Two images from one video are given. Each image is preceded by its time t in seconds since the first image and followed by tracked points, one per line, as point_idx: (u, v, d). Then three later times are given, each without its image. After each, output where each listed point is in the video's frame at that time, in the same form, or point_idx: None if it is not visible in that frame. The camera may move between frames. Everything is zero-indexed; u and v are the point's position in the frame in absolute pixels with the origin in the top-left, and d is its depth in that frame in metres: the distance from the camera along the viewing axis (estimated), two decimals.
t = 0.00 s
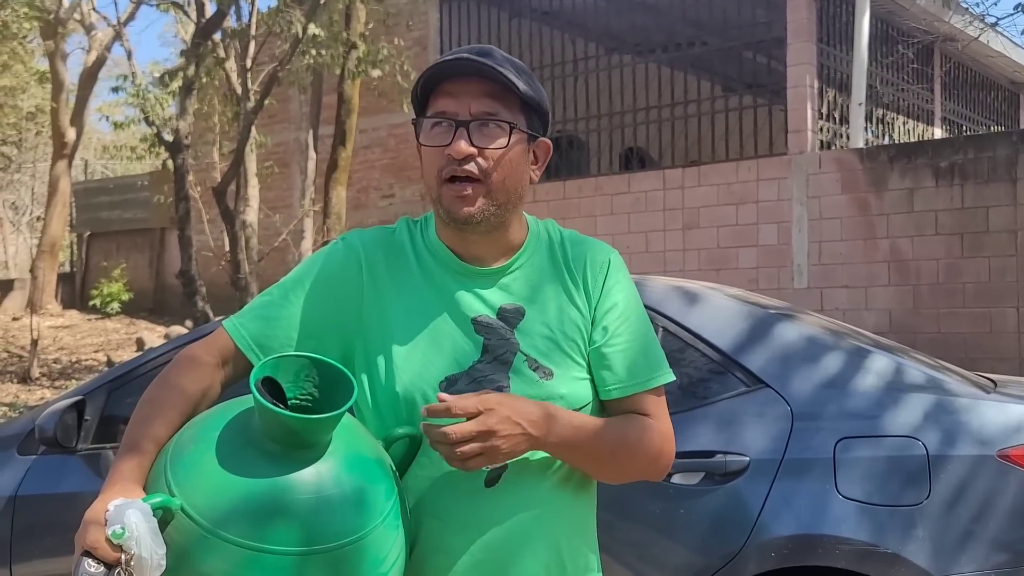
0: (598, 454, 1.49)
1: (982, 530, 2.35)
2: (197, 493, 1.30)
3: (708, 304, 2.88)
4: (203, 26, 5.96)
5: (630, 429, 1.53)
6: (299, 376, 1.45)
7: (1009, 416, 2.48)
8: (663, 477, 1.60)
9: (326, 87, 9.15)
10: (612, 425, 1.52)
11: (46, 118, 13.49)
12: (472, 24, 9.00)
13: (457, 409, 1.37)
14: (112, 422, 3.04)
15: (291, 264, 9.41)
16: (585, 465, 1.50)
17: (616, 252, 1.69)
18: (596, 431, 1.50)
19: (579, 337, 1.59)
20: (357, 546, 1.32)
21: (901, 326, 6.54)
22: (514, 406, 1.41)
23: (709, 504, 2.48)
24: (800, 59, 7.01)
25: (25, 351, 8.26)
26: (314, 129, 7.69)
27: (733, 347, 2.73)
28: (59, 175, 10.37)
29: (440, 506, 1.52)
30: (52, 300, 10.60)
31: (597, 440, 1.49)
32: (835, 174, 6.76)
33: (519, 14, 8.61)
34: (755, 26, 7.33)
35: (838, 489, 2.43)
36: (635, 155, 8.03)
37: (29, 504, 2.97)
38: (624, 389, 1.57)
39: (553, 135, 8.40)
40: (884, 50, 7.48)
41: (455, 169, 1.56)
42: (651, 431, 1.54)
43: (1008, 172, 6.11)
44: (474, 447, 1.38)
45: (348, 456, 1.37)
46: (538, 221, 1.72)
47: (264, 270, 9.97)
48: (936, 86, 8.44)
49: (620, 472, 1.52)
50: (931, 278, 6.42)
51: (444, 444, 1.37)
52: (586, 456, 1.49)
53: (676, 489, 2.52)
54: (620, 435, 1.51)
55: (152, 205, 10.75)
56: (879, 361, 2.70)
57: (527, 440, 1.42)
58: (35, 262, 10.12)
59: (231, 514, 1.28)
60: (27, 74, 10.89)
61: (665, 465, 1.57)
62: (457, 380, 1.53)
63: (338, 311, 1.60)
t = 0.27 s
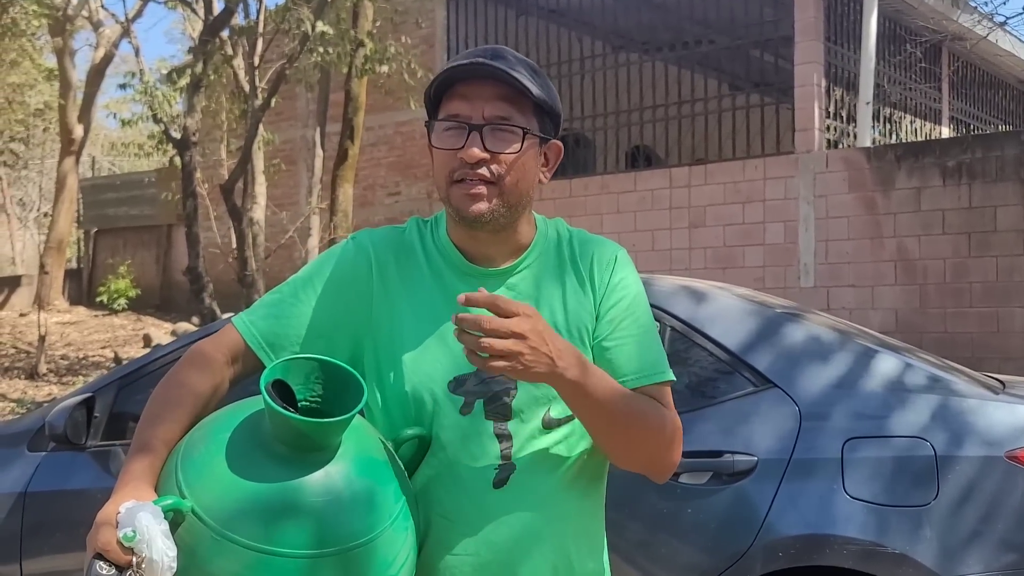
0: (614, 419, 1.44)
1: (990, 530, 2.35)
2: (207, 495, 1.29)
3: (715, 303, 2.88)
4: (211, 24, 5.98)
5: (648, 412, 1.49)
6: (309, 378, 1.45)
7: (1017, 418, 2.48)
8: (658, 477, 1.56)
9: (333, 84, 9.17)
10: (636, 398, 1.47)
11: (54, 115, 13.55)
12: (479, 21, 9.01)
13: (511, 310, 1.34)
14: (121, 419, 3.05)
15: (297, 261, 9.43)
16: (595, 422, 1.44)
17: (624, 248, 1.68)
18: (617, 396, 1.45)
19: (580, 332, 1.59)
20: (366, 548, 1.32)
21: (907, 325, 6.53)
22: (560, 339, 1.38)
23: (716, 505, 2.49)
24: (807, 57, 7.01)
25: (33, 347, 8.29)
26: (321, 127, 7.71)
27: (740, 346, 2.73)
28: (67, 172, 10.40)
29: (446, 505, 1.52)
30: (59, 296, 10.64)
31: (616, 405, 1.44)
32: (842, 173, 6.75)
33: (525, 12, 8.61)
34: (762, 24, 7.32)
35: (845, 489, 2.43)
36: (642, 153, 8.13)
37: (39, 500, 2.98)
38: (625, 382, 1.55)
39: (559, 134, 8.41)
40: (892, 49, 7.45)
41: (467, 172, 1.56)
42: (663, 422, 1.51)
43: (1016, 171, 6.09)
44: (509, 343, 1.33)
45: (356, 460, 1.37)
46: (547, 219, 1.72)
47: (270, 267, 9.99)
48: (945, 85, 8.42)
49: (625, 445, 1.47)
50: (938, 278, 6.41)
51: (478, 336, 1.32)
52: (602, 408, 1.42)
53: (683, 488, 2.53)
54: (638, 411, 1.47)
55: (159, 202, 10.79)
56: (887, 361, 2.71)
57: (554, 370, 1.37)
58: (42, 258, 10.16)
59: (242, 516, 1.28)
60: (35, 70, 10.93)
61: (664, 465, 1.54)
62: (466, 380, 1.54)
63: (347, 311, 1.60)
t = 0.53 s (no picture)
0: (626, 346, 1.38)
1: (1003, 530, 2.36)
2: (230, 491, 1.29)
3: (727, 304, 2.89)
4: (225, 25, 6.02)
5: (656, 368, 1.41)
6: (329, 378, 1.46)
7: None
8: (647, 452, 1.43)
9: (346, 85, 9.21)
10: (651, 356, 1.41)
11: (69, 116, 13.65)
12: (491, 22, 9.03)
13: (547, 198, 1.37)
14: (138, 418, 3.08)
15: (310, 261, 9.47)
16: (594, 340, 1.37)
17: (632, 242, 1.64)
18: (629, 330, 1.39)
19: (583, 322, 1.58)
20: (386, 546, 1.30)
21: (920, 326, 6.51)
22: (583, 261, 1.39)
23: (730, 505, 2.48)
24: (820, 58, 7.00)
25: (48, 346, 8.36)
26: (334, 128, 7.74)
27: (752, 347, 2.74)
28: (82, 172, 10.47)
29: (462, 503, 1.50)
30: (74, 296, 10.71)
31: (627, 342, 1.38)
32: (855, 173, 6.74)
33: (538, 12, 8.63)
34: (775, 24, 7.31)
35: (859, 489, 2.44)
36: (654, 153, 8.12)
37: (57, 498, 3.00)
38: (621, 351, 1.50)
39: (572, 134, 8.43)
40: (905, 49, 7.44)
41: (493, 178, 1.55)
42: (666, 388, 1.42)
43: None
44: (533, 212, 1.36)
45: (376, 456, 1.36)
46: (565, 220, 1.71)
47: (283, 266, 10.03)
48: (959, 86, 8.40)
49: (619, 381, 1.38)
50: (951, 278, 6.39)
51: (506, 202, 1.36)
52: (610, 324, 1.37)
53: (696, 488, 2.53)
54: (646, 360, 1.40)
55: (173, 202, 10.86)
56: (899, 362, 2.71)
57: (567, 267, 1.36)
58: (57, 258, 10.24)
59: (265, 512, 1.27)
60: (50, 71, 11.00)
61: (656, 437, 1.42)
62: (479, 381, 1.53)
63: (363, 312, 1.62)
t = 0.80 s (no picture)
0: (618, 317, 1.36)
1: (1004, 531, 2.36)
2: (235, 488, 1.29)
3: (731, 306, 2.90)
4: (234, 26, 6.05)
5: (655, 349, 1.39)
6: (333, 377, 1.46)
7: None
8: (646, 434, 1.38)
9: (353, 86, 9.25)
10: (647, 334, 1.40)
11: (79, 117, 13.71)
12: (498, 23, 9.06)
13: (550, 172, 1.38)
14: (147, 418, 3.10)
15: (318, 262, 9.50)
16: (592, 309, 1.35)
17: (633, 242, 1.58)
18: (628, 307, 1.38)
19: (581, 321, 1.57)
20: (390, 543, 1.30)
21: (927, 327, 6.50)
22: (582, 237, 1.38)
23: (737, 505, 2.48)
24: (827, 59, 7.00)
25: (58, 346, 8.40)
26: (342, 129, 7.77)
27: (756, 348, 2.75)
28: (90, 173, 10.53)
29: (466, 502, 1.51)
30: (83, 296, 10.77)
31: (633, 338, 1.36)
32: (862, 174, 6.74)
33: (545, 14, 8.64)
34: (782, 25, 7.32)
35: (862, 490, 2.44)
36: (661, 154, 8.06)
37: (67, 498, 3.03)
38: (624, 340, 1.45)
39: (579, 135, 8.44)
40: (913, 50, 7.44)
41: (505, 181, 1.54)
42: (665, 375, 1.38)
43: None
44: (534, 183, 1.36)
45: (379, 454, 1.36)
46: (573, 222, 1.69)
47: (291, 267, 10.07)
48: (966, 87, 8.40)
49: (617, 355, 1.35)
50: (959, 279, 6.38)
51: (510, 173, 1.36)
52: (606, 300, 1.35)
53: (701, 489, 2.54)
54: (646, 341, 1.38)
55: (181, 203, 10.91)
56: (903, 363, 2.71)
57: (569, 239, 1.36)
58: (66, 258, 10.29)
59: (269, 509, 1.27)
60: (60, 72, 11.06)
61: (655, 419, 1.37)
62: (483, 381, 1.54)
63: (368, 314, 1.63)
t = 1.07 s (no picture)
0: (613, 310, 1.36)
1: (1000, 531, 2.36)
2: (230, 483, 1.28)
3: (730, 305, 2.90)
4: (234, 25, 6.05)
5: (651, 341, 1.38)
6: (329, 374, 1.45)
7: None
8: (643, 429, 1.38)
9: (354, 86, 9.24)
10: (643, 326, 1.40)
11: (79, 116, 13.72)
12: (499, 23, 9.06)
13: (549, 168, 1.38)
14: (146, 416, 3.10)
15: (318, 261, 9.50)
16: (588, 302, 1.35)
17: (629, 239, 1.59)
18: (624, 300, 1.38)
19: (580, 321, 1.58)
20: (385, 538, 1.30)
21: (928, 328, 6.50)
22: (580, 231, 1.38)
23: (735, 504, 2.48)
24: (828, 60, 7.00)
25: (58, 345, 8.41)
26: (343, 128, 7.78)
27: (754, 348, 2.74)
28: (91, 172, 10.53)
29: (462, 498, 1.50)
30: (83, 295, 10.77)
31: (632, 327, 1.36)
32: (862, 175, 6.73)
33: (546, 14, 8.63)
34: (783, 26, 7.31)
35: (859, 490, 2.44)
36: (662, 154, 8.02)
37: (65, 495, 3.02)
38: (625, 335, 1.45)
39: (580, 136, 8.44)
40: (914, 51, 7.43)
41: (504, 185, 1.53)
42: (663, 368, 1.38)
43: None
44: (533, 179, 1.36)
45: (375, 449, 1.35)
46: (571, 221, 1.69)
47: (291, 267, 10.08)
48: (967, 88, 8.40)
49: (615, 348, 1.35)
50: (959, 280, 6.38)
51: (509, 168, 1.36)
52: (604, 294, 1.35)
53: (698, 488, 2.54)
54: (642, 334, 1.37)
55: (182, 202, 10.91)
56: (901, 363, 2.71)
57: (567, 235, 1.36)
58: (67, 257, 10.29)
59: (263, 504, 1.27)
60: (61, 71, 11.06)
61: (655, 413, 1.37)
62: (479, 377, 1.54)
63: (365, 311, 1.63)
